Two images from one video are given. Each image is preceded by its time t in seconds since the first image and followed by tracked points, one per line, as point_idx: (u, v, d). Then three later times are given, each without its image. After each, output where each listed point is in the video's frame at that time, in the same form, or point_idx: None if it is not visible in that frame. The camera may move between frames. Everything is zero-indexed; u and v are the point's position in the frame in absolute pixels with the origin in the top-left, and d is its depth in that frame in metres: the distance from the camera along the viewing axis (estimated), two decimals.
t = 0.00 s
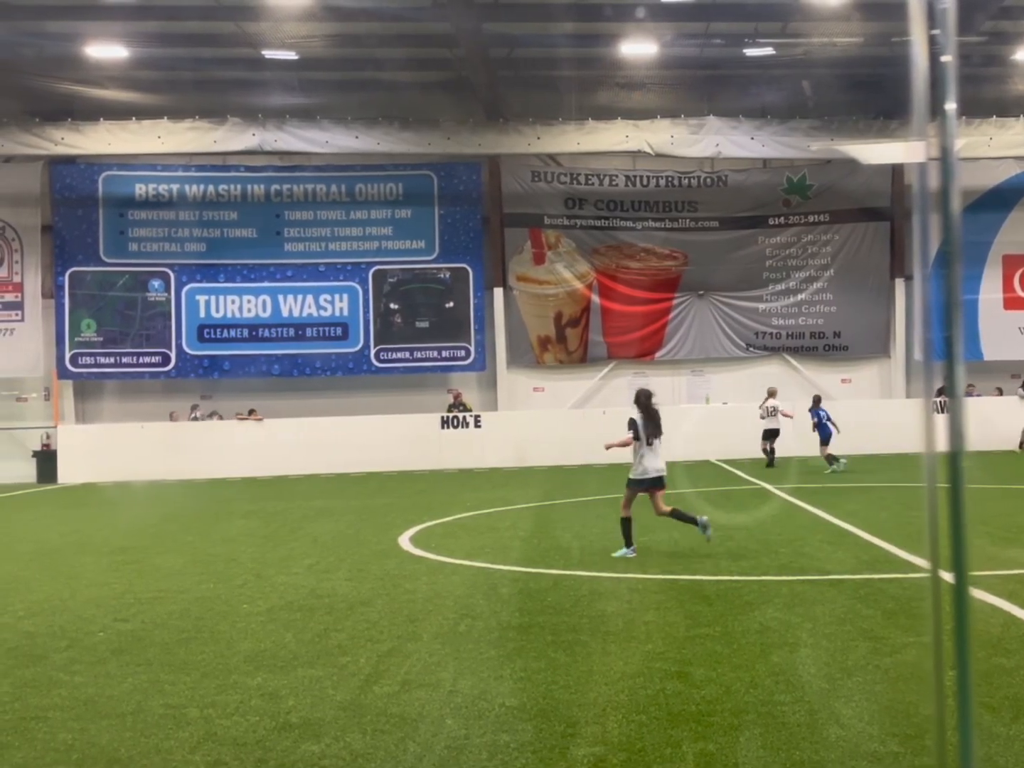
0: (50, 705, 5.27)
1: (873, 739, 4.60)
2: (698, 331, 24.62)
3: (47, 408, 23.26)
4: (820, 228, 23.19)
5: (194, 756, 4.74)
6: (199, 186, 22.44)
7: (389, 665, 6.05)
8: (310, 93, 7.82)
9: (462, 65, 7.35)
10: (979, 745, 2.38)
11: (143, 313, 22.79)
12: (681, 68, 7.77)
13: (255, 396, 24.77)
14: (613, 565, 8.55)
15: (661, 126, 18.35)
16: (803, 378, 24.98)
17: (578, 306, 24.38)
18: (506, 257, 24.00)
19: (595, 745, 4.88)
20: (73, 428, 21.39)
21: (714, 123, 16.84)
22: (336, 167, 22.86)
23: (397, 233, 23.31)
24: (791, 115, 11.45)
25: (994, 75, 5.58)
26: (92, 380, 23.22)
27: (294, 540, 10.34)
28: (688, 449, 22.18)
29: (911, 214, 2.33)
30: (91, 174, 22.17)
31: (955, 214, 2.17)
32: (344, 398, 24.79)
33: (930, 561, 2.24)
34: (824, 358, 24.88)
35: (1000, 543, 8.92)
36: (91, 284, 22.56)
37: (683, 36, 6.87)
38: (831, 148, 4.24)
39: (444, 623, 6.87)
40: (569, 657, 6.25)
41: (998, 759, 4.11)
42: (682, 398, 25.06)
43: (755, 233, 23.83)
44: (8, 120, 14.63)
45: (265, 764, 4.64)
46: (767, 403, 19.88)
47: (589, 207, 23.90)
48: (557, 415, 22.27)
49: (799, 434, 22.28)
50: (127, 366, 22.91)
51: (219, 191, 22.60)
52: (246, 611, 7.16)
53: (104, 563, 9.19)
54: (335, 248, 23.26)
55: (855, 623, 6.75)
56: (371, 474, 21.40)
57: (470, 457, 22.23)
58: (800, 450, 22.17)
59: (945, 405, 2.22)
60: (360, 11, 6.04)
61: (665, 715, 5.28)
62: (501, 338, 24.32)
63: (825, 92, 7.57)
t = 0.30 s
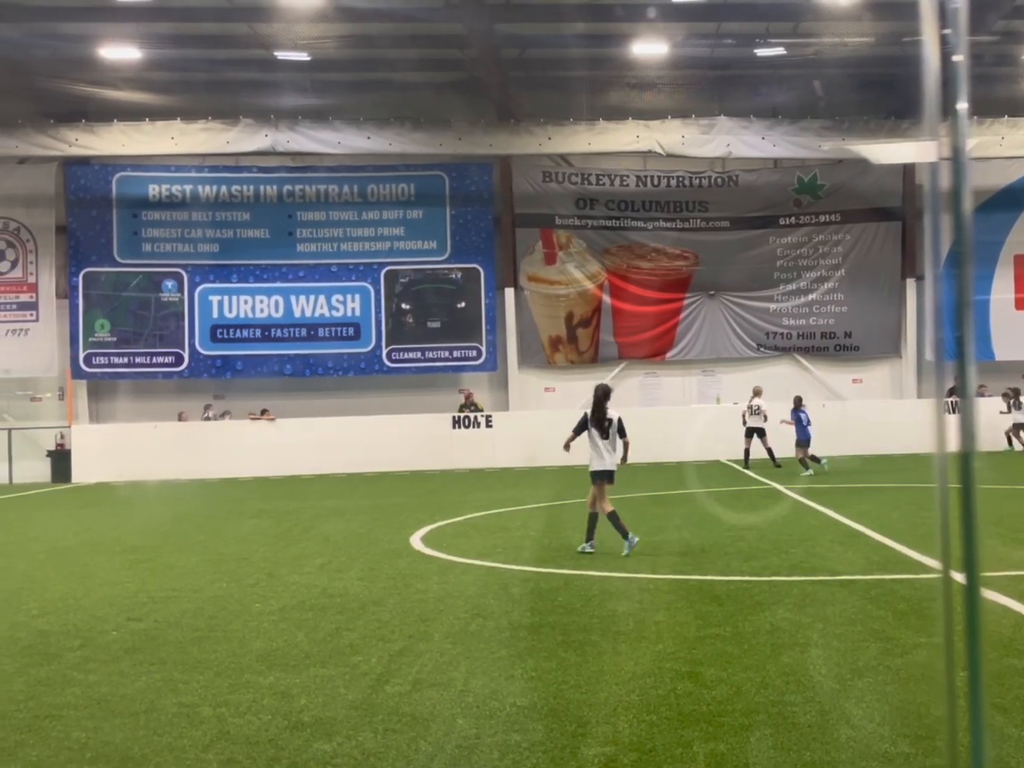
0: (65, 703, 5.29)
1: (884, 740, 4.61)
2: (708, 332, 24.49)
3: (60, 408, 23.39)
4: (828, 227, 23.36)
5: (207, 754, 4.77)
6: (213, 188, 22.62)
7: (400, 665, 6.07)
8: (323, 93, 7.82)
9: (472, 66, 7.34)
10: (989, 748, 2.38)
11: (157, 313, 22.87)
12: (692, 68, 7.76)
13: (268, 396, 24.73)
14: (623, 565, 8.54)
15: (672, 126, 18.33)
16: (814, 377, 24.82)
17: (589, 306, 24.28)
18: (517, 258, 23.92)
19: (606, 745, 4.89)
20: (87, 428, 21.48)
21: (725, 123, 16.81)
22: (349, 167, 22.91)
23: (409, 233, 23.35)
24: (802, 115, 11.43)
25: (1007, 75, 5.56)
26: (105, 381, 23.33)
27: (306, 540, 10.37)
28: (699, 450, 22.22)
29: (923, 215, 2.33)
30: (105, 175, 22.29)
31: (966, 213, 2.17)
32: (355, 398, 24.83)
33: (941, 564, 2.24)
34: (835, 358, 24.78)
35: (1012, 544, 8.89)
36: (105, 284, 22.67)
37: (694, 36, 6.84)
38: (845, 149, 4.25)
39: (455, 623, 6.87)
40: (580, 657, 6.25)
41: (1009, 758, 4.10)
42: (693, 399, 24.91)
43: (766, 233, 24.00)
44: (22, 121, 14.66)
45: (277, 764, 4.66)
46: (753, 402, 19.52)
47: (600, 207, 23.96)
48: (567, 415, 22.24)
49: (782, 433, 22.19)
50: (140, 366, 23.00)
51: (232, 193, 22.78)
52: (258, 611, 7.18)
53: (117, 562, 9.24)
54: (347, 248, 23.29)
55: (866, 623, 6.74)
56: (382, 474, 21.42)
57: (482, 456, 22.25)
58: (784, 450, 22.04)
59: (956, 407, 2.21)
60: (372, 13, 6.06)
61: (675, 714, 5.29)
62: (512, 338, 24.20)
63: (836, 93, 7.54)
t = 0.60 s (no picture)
0: (93, 700, 5.35)
1: (905, 742, 4.61)
2: (728, 332, 24.43)
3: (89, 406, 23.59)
4: (852, 227, 22.96)
5: (231, 751, 4.82)
6: (236, 189, 22.71)
7: (422, 663, 6.09)
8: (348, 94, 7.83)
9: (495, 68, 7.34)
10: (1012, 748, 2.36)
11: (182, 313, 22.98)
12: (713, 69, 7.75)
13: (290, 396, 24.62)
14: (647, 565, 8.52)
15: (693, 126, 18.28)
16: (834, 377, 24.86)
17: (610, 306, 24.32)
18: (538, 257, 23.99)
19: (626, 744, 4.90)
20: (113, 427, 21.63)
21: (745, 123, 16.76)
22: (371, 168, 22.92)
23: (431, 233, 23.38)
24: (822, 115, 11.40)
25: None
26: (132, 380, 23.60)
27: (329, 539, 10.41)
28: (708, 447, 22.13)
29: (944, 215, 2.35)
30: (130, 177, 22.42)
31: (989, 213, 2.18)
32: (378, 396, 24.75)
33: (963, 564, 2.25)
34: (855, 358, 24.72)
35: None
36: (131, 284, 22.82)
37: (716, 34, 6.81)
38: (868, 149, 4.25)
39: (476, 622, 6.89)
40: (600, 657, 6.25)
41: None
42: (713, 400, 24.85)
43: (786, 233, 23.78)
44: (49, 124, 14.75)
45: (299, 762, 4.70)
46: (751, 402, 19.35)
47: (620, 207, 24.00)
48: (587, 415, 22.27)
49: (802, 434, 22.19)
50: (165, 366, 23.12)
51: (255, 194, 22.85)
52: (281, 609, 7.22)
53: (142, 559, 9.32)
54: (369, 248, 23.39)
55: (887, 624, 6.72)
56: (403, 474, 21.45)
57: (502, 456, 22.27)
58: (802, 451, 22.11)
59: (979, 407, 2.21)
60: (394, 15, 6.08)
61: (696, 714, 5.29)
62: (533, 338, 24.26)
63: (857, 92, 7.50)
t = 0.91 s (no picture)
0: (133, 695, 5.42)
1: (939, 744, 4.63)
2: (760, 331, 24.43)
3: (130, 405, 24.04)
4: (884, 227, 22.44)
5: (268, 746, 4.89)
6: (274, 191, 22.04)
7: (455, 660, 6.13)
8: (384, 96, 7.85)
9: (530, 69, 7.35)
10: None
11: (221, 313, 23.31)
12: (746, 68, 7.73)
13: (323, 395, 24.99)
14: (686, 565, 8.50)
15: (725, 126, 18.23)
16: (867, 377, 24.79)
17: (641, 306, 24.42)
18: (571, 258, 24.14)
19: (660, 744, 4.90)
20: (153, 427, 21.90)
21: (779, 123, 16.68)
22: (408, 170, 22.28)
23: (465, 234, 23.34)
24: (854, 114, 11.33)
25: None
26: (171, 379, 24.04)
27: (365, 537, 10.46)
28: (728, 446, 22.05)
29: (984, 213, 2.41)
30: (171, 178, 21.75)
31: None
32: (412, 395, 25.13)
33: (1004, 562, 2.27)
34: (887, 358, 24.49)
35: None
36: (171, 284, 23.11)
37: (750, 34, 6.81)
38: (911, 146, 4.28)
39: (508, 620, 6.93)
40: (633, 655, 6.27)
41: None
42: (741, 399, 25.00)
43: (818, 232, 23.37)
44: (87, 127, 14.88)
45: (336, 757, 4.76)
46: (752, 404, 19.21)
47: (653, 207, 23.90)
48: (619, 415, 22.25)
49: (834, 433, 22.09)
50: (204, 365, 23.52)
51: (293, 195, 22.39)
52: (317, 606, 7.29)
53: (181, 557, 9.41)
54: (405, 248, 23.38)
55: (920, 626, 6.69)
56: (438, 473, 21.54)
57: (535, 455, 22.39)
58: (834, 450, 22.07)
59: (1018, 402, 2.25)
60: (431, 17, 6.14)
61: (728, 714, 5.29)
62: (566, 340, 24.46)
63: (890, 91, 7.46)
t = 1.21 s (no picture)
0: (194, 687, 5.53)
1: (993, 749, 4.64)
2: (810, 330, 24.20)
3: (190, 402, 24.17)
4: (936, 225, 23.72)
5: (325, 740, 4.97)
6: (330, 193, 23.46)
7: (507, 657, 6.18)
8: (436, 99, 7.99)
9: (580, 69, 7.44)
10: None
11: (279, 314, 23.59)
12: (797, 67, 7.67)
13: (379, 395, 24.86)
14: (729, 565, 8.50)
15: (773, 125, 18.22)
16: (918, 378, 24.32)
17: (691, 306, 24.11)
18: (620, 258, 23.91)
19: (709, 742, 4.93)
20: (210, 424, 22.20)
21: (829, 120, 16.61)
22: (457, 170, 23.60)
23: (516, 235, 23.60)
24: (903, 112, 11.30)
25: None
26: (230, 378, 24.13)
27: (418, 534, 10.57)
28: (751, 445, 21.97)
29: None
30: (230, 181, 23.37)
31: None
32: (470, 389, 24.73)
33: None
34: (939, 359, 24.23)
35: None
36: (229, 285, 23.53)
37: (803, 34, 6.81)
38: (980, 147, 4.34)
39: (559, 618, 6.96)
40: (683, 655, 6.28)
41: None
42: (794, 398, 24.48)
43: (869, 231, 23.98)
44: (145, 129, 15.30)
45: (391, 751, 4.83)
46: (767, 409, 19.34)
47: (701, 207, 23.86)
48: (669, 414, 22.15)
49: (886, 434, 21.88)
50: (263, 365, 23.63)
51: (347, 197, 23.51)
52: (372, 601, 7.37)
53: (240, 552, 9.57)
54: (458, 250, 23.70)
55: (972, 628, 6.63)
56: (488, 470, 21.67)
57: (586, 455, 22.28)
58: (885, 451, 21.90)
59: None
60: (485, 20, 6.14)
61: (778, 714, 5.29)
62: (615, 340, 24.07)
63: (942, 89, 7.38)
